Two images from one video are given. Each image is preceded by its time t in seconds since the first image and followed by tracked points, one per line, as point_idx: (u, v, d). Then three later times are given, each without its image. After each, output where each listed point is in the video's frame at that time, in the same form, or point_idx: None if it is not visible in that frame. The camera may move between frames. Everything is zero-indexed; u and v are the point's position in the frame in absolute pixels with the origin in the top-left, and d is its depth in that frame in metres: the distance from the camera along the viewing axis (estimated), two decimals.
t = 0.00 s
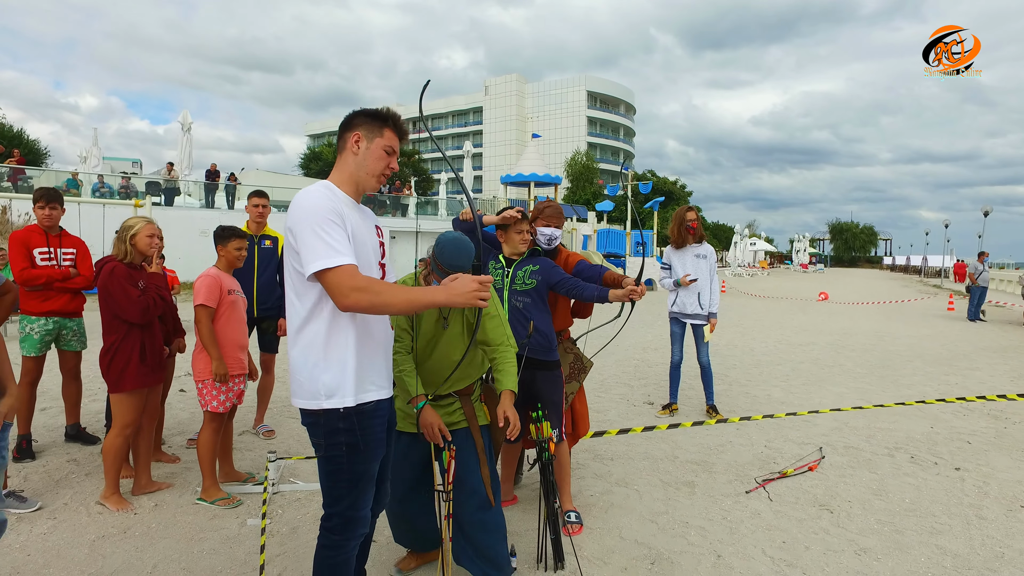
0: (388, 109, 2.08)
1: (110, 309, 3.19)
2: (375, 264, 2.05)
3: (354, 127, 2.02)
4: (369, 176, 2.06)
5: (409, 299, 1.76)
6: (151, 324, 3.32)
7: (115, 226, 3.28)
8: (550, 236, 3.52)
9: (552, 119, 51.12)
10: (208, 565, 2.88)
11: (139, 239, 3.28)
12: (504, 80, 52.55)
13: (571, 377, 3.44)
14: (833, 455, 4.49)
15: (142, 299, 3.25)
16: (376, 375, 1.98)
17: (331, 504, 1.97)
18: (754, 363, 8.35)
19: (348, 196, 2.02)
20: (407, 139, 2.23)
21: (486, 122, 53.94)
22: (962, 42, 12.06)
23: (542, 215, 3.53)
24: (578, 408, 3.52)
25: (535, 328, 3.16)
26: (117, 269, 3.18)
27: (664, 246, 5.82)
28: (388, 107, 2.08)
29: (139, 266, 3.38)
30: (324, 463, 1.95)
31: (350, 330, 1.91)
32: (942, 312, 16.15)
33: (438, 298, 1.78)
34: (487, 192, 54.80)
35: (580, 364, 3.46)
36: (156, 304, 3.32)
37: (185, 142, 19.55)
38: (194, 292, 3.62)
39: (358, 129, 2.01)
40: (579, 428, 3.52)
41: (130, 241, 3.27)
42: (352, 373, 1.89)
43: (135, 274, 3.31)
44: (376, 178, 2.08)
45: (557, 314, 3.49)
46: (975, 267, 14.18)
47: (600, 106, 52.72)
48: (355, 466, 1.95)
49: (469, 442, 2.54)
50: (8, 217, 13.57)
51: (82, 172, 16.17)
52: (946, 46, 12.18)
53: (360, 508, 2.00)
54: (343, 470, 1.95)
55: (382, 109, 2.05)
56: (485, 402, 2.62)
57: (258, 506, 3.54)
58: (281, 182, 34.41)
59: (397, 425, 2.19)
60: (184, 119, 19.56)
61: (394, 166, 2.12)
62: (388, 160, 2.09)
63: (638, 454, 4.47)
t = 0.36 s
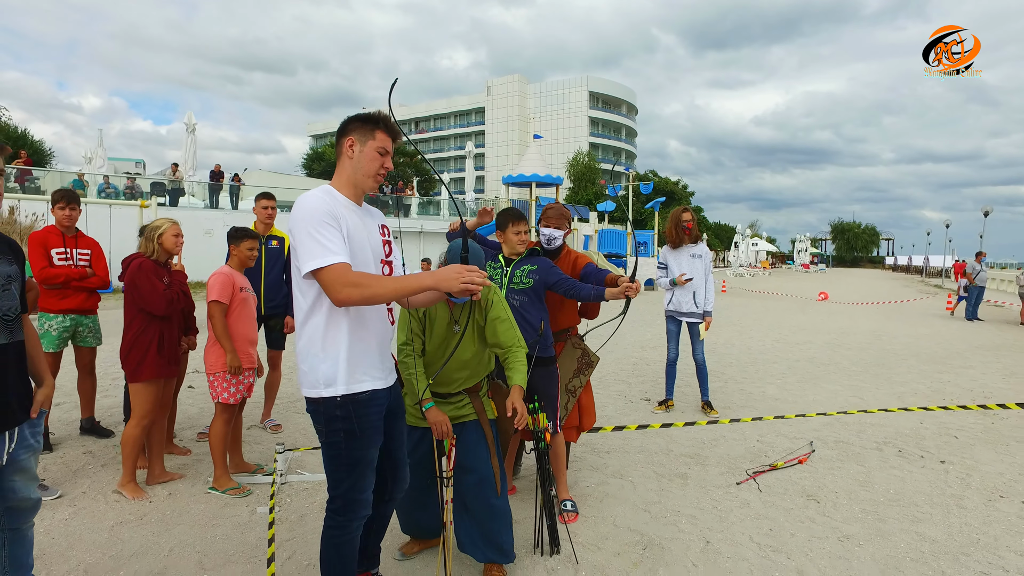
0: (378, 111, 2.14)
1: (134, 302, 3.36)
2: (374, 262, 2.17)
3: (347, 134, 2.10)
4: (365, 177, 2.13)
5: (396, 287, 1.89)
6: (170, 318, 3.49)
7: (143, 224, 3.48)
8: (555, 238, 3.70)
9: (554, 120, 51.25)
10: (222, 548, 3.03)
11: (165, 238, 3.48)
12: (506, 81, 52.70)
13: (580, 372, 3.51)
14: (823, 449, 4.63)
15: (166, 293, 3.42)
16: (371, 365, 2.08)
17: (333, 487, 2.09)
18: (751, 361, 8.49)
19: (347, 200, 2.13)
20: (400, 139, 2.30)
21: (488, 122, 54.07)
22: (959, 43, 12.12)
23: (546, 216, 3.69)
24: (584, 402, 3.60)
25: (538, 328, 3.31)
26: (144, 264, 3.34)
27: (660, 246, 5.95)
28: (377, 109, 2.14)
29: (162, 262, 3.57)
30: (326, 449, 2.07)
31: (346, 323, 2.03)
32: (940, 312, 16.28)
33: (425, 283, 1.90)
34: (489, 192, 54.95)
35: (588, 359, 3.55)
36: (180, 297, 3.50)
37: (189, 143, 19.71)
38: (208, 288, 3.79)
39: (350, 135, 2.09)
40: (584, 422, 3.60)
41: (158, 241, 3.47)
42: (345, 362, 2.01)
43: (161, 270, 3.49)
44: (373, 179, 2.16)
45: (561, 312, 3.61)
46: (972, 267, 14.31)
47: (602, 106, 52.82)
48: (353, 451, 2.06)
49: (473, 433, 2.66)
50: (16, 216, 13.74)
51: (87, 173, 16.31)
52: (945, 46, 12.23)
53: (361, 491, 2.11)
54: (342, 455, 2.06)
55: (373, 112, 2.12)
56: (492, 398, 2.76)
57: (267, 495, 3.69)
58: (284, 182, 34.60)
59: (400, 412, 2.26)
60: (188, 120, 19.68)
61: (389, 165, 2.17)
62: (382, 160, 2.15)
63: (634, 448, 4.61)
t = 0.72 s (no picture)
0: (389, 114, 2.25)
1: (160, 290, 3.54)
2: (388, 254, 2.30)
3: (362, 137, 2.23)
4: (378, 174, 2.25)
5: (390, 278, 2.03)
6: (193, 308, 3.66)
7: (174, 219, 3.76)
8: (566, 235, 3.86)
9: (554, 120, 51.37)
10: (239, 529, 3.16)
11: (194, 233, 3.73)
12: (507, 81, 52.83)
13: (587, 362, 3.58)
14: (817, 440, 4.77)
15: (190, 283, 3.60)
16: (382, 347, 2.21)
17: (348, 461, 2.24)
18: (749, 357, 8.63)
19: (364, 197, 2.28)
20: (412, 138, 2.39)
21: (488, 122, 54.19)
22: (960, 42, 12.07)
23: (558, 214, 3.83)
24: (590, 393, 3.76)
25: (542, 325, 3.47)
26: (177, 256, 3.56)
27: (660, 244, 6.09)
28: (388, 112, 2.25)
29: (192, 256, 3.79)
30: (342, 425, 2.22)
31: (360, 307, 2.18)
32: (937, 310, 16.43)
33: (417, 275, 2.04)
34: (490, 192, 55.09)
35: (594, 351, 3.61)
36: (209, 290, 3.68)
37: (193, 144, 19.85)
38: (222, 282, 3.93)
39: (365, 138, 2.23)
40: (591, 412, 3.74)
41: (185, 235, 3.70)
42: (356, 344, 2.16)
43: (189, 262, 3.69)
44: (386, 177, 2.27)
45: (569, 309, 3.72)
46: (970, 266, 14.46)
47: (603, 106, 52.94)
48: (366, 427, 2.20)
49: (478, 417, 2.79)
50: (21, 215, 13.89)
51: (91, 173, 16.44)
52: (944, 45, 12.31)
53: (375, 467, 2.24)
54: (357, 431, 2.20)
55: (383, 115, 2.24)
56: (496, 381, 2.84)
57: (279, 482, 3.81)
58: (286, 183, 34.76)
59: (413, 397, 2.38)
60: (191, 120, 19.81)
61: (400, 163, 2.26)
62: (393, 158, 2.24)
63: (633, 439, 4.75)
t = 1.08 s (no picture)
0: (427, 127, 2.36)
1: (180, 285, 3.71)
2: (414, 255, 2.40)
3: (397, 146, 2.35)
4: (408, 185, 2.38)
5: (391, 282, 2.15)
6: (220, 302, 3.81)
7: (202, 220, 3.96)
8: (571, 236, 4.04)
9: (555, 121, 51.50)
10: (263, 520, 3.26)
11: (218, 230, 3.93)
12: (507, 82, 52.96)
13: (605, 357, 3.81)
14: (818, 436, 4.90)
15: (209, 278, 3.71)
16: (405, 341, 2.31)
17: (375, 449, 2.37)
18: (750, 356, 8.77)
19: (392, 203, 2.40)
20: (445, 150, 2.51)
21: (489, 123, 54.31)
22: (959, 43, 11.81)
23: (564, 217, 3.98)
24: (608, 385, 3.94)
25: (558, 323, 3.50)
26: (202, 251, 3.72)
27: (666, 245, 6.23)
28: (426, 125, 2.36)
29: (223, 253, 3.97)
30: (370, 414, 2.36)
31: (383, 303, 2.30)
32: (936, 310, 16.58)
33: (413, 279, 2.15)
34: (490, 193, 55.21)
35: (612, 344, 3.83)
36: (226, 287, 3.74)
37: (196, 145, 19.96)
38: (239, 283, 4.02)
39: (400, 147, 2.34)
40: (609, 397, 3.94)
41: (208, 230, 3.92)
42: (379, 338, 2.28)
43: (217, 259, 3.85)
44: (415, 187, 2.39)
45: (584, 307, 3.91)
46: (969, 266, 14.60)
47: (603, 107, 53.04)
48: (392, 417, 2.32)
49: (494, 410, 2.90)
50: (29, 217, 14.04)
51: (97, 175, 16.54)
52: (942, 46, 12.30)
53: (400, 455, 2.36)
54: (382, 420, 2.33)
55: (421, 127, 2.34)
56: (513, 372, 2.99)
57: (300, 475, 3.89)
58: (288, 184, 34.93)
59: (438, 390, 2.50)
60: (195, 122, 19.92)
61: (430, 176, 2.39)
62: (423, 171, 2.37)
63: (640, 435, 4.88)
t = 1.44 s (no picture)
0: (445, 131, 2.47)
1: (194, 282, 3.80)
2: (432, 252, 2.49)
3: (416, 149, 2.45)
4: (427, 185, 2.48)
5: (415, 275, 2.25)
6: (232, 303, 3.87)
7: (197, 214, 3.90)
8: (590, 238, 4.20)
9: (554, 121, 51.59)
10: (282, 508, 3.30)
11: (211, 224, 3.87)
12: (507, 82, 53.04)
13: (628, 350, 3.86)
14: (818, 430, 5.01)
15: (215, 283, 3.80)
16: (422, 332, 2.41)
17: (396, 435, 2.47)
18: (751, 353, 8.88)
19: (411, 202, 2.50)
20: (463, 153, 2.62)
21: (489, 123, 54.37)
22: (961, 42, 11.60)
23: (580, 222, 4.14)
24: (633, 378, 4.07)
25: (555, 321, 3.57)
26: (202, 253, 3.82)
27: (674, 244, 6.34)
28: (445, 129, 2.47)
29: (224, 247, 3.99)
30: (391, 402, 2.46)
31: (403, 296, 2.40)
32: (934, 310, 16.71)
33: (436, 271, 2.25)
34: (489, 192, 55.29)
35: (634, 338, 3.86)
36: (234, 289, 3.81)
37: (198, 145, 19.99)
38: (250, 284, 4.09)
39: (418, 150, 2.44)
40: (638, 399, 4.09)
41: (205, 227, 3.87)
42: (397, 330, 2.37)
43: (220, 257, 3.90)
44: (434, 187, 2.50)
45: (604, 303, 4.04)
46: (966, 266, 14.72)
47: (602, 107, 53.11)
48: (411, 405, 2.42)
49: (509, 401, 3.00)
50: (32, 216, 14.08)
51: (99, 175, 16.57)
52: (945, 45, 12.14)
53: (419, 442, 2.46)
54: (402, 407, 2.43)
55: (440, 131, 2.45)
56: (527, 366, 3.04)
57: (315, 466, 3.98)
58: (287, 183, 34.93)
59: (456, 380, 2.60)
60: (196, 121, 19.94)
61: (448, 176, 2.50)
62: (442, 172, 2.48)
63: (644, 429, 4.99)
